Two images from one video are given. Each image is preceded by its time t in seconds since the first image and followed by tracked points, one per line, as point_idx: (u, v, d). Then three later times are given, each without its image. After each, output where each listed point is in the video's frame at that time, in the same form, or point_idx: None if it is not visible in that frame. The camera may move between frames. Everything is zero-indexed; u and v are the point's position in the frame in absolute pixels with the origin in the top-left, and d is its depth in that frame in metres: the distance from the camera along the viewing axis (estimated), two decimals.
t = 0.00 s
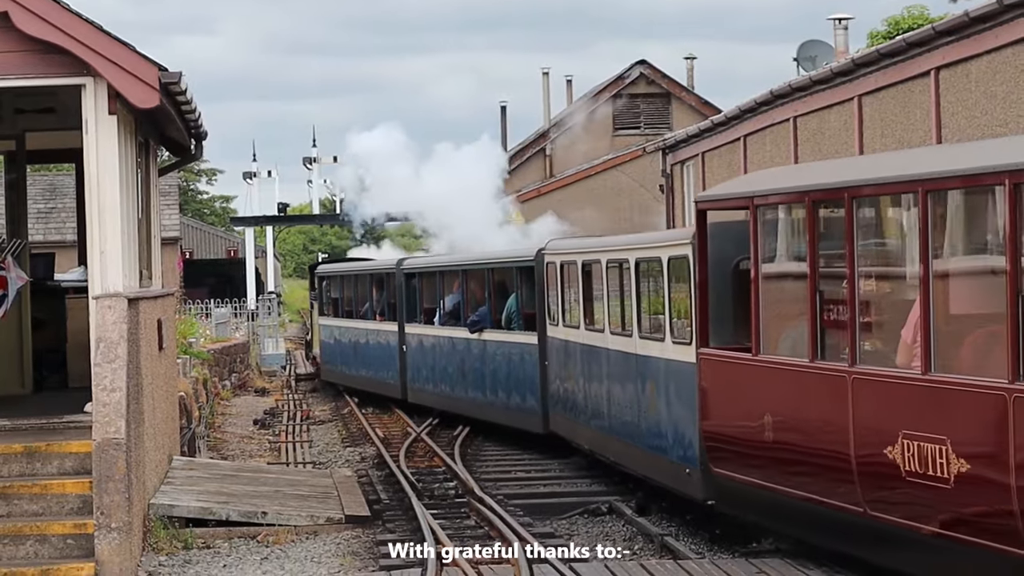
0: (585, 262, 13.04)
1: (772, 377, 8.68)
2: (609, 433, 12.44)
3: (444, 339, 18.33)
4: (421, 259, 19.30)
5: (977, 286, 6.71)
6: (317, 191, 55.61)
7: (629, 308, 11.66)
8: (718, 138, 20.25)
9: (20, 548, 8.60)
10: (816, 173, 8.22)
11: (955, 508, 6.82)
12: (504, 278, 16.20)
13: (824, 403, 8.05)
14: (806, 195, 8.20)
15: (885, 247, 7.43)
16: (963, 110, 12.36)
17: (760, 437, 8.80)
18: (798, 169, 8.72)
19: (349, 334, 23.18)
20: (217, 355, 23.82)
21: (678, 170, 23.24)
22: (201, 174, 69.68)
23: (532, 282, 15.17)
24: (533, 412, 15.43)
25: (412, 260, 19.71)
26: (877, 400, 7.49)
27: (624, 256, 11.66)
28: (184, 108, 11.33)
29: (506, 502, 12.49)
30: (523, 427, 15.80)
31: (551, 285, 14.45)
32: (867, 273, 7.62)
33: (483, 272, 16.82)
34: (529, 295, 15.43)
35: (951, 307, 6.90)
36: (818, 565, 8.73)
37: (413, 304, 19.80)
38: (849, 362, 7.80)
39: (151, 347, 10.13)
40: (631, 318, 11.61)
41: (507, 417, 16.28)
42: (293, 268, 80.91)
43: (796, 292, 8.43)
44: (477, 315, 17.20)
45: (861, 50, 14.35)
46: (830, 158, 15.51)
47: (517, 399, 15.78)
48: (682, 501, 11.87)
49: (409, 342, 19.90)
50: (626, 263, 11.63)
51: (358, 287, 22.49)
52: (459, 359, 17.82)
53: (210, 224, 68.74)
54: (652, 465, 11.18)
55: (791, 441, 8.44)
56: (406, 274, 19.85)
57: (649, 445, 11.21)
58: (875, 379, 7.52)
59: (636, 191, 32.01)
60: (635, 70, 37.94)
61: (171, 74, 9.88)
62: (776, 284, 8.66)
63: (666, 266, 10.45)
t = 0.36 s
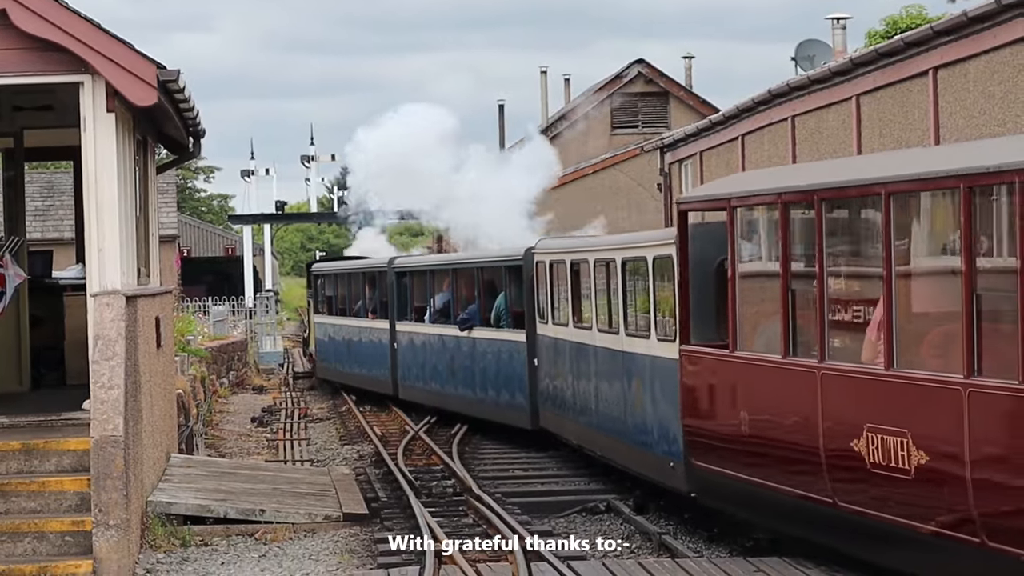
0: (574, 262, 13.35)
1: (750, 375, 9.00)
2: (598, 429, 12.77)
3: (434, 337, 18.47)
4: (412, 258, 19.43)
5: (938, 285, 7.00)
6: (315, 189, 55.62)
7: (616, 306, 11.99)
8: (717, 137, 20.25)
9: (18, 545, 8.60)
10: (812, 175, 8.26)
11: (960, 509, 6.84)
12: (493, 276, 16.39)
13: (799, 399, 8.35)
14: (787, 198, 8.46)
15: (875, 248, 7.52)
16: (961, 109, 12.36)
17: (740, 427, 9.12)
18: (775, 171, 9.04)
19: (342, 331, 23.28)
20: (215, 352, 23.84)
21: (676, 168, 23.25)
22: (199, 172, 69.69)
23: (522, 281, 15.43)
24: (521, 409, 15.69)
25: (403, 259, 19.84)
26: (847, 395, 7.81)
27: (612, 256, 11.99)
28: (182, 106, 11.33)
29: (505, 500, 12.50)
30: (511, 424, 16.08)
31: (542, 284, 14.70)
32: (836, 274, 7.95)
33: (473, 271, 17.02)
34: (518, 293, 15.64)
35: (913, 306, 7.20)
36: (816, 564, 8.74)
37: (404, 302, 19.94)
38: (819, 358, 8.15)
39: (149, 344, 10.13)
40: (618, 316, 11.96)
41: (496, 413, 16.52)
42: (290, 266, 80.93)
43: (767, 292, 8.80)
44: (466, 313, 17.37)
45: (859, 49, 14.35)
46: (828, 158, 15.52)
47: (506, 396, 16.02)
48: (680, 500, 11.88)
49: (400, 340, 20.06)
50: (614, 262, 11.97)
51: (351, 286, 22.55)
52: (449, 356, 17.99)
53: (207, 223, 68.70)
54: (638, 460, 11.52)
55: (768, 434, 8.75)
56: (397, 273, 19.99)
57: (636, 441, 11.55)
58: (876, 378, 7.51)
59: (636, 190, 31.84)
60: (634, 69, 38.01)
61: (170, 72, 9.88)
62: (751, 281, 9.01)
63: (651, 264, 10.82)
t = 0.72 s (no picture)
0: (565, 261, 13.48)
1: (730, 371, 9.30)
2: (587, 424, 13.00)
3: (426, 335, 18.50)
4: (405, 257, 19.41)
5: (901, 284, 7.30)
6: (315, 188, 55.59)
7: (607, 304, 12.19)
8: (717, 136, 20.25)
9: (18, 543, 8.59)
10: (810, 175, 8.29)
11: (960, 508, 6.84)
12: (483, 275, 16.43)
13: (779, 394, 8.63)
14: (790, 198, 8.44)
15: (877, 246, 7.51)
16: (962, 109, 12.35)
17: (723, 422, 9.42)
18: (774, 172, 9.03)
19: (337, 330, 23.28)
20: (215, 351, 23.79)
21: (676, 168, 23.25)
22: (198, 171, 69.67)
23: (511, 281, 15.53)
24: (509, 406, 15.82)
25: (396, 258, 19.85)
26: (824, 391, 8.08)
27: (602, 255, 12.19)
28: (182, 105, 11.32)
29: (505, 499, 12.51)
30: (501, 421, 16.18)
31: (533, 283, 14.77)
32: (807, 273, 8.29)
33: (463, 271, 17.05)
34: (508, 292, 15.70)
35: (888, 304, 7.41)
36: (816, 563, 8.74)
37: (397, 301, 19.94)
38: (791, 355, 8.49)
39: (149, 342, 10.13)
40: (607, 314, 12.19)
41: (485, 409, 16.60)
42: (290, 265, 80.92)
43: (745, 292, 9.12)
44: (458, 312, 17.42)
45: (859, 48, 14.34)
46: (829, 157, 15.51)
47: (496, 393, 16.11)
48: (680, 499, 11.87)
49: (393, 338, 20.09)
50: (604, 261, 12.15)
51: (346, 285, 22.55)
52: (441, 354, 18.01)
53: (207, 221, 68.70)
54: (627, 454, 11.78)
55: (750, 427, 9.05)
56: (390, 272, 19.99)
57: (625, 436, 11.80)
58: (877, 378, 7.50)
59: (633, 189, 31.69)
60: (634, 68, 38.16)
61: (170, 70, 9.87)
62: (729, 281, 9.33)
63: (640, 263, 11.08)
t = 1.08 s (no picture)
0: (556, 261, 13.54)
1: (715, 367, 9.45)
2: (577, 420, 13.14)
3: (419, 333, 18.52)
4: (399, 256, 19.43)
5: (869, 283, 7.53)
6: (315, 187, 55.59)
7: (598, 303, 12.28)
8: (718, 136, 20.26)
9: (18, 542, 8.60)
10: (807, 175, 8.30)
11: (956, 509, 6.85)
12: (475, 274, 16.46)
13: (762, 390, 8.74)
14: (786, 198, 8.42)
15: (872, 245, 7.49)
16: (963, 109, 12.35)
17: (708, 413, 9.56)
18: (773, 172, 9.01)
19: (334, 328, 23.29)
20: (215, 350, 23.77)
21: (677, 166, 23.27)
22: (199, 169, 69.65)
23: (502, 281, 15.58)
24: (499, 403, 15.87)
25: (390, 257, 19.86)
26: (812, 390, 8.12)
27: (593, 255, 12.30)
28: (184, 103, 11.33)
29: (504, 498, 12.52)
30: (491, 418, 16.19)
31: (525, 282, 14.81)
32: (782, 273, 8.50)
33: (455, 270, 17.08)
34: (499, 291, 15.73)
35: (880, 303, 7.41)
36: (815, 563, 8.74)
37: (391, 299, 19.94)
38: (766, 352, 8.70)
39: (149, 341, 10.13)
40: (598, 313, 12.31)
41: (475, 406, 16.63)
42: (291, 264, 80.94)
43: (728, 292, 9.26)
44: (449, 311, 17.45)
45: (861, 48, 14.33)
46: (830, 157, 15.51)
47: (486, 390, 16.14)
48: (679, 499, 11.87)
49: (387, 336, 20.10)
50: (595, 261, 12.25)
51: (343, 284, 22.56)
52: (433, 352, 18.03)
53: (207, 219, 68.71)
54: (617, 450, 11.95)
55: (734, 421, 9.18)
56: (384, 271, 20.00)
57: (615, 433, 11.97)
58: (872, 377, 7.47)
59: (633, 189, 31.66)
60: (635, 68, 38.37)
61: (171, 69, 9.87)
62: (719, 281, 9.41)
63: (630, 264, 11.23)
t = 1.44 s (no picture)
0: (548, 261, 13.56)
1: (708, 365, 9.52)
2: (568, 418, 13.17)
3: (413, 332, 18.52)
4: (393, 256, 19.43)
5: (840, 283, 7.79)
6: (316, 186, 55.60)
7: (589, 302, 12.31)
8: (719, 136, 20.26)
9: (18, 541, 8.59)
10: (806, 174, 8.31)
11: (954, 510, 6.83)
12: (467, 274, 16.47)
13: (757, 389, 8.75)
14: (782, 199, 8.42)
15: (867, 244, 7.48)
16: (964, 109, 12.34)
17: (702, 411, 9.61)
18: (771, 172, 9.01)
19: (332, 327, 23.30)
20: (216, 350, 23.78)
21: (678, 166, 23.27)
22: (201, 168, 69.67)
23: (494, 280, 15.60)
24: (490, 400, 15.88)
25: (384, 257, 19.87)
26: (807, 390, 8.11)
27: (585, 255, 12.33)
28: (186, 102, 11.32)
29: (504, 498, 12.51)
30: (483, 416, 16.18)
31: (517, 281, 14.82)
32: (768, 274, 8.64)
33: (448, 270, 17.09)
34: (491, 291, 15.74)
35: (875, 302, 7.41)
36: (817, 563, 8.73)
37: (385, 299, 19.94)
38: (745, 349, 8.96)
39: (151, 340, 10.13)
40: (589, 311, 12.35)
41: (468, 404, 16.62)
42: (292, 263, 80.95)
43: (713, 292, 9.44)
44: (442, 310, 17.47)
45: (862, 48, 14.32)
46: (832, 157, 15.51)
47: (478, 389, 16.13)
48: (680, 499, 11.84)
49: (382, 335, 20.10)
50: (587, 261, 12.28)
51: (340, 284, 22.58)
52: (427, 350, 18.04)
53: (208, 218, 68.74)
54: (608, 447, 11.99)
55: (726, 419, 9.23)
56: (380, 271, 20.01)
57: (606, 430, 12.00)
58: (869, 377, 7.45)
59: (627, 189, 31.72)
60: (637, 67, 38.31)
61: (173, 68, 9.87)
62: (714, 281, 9.41)
63: (620, 263, 11.34)
